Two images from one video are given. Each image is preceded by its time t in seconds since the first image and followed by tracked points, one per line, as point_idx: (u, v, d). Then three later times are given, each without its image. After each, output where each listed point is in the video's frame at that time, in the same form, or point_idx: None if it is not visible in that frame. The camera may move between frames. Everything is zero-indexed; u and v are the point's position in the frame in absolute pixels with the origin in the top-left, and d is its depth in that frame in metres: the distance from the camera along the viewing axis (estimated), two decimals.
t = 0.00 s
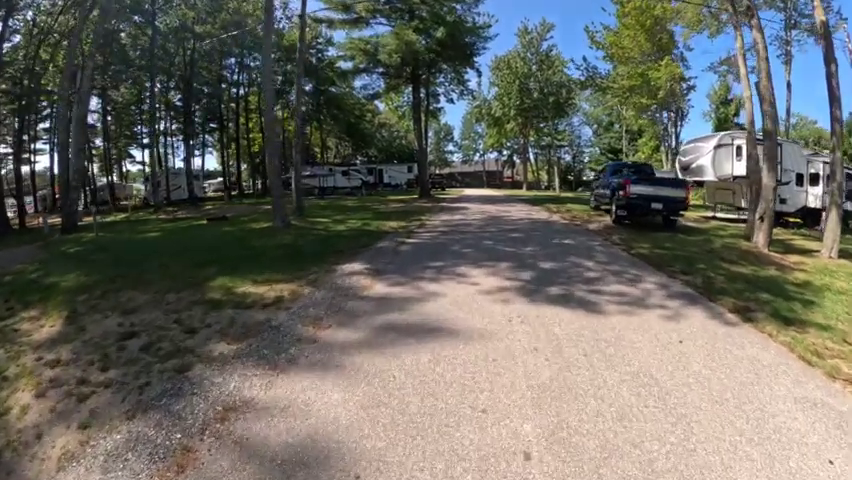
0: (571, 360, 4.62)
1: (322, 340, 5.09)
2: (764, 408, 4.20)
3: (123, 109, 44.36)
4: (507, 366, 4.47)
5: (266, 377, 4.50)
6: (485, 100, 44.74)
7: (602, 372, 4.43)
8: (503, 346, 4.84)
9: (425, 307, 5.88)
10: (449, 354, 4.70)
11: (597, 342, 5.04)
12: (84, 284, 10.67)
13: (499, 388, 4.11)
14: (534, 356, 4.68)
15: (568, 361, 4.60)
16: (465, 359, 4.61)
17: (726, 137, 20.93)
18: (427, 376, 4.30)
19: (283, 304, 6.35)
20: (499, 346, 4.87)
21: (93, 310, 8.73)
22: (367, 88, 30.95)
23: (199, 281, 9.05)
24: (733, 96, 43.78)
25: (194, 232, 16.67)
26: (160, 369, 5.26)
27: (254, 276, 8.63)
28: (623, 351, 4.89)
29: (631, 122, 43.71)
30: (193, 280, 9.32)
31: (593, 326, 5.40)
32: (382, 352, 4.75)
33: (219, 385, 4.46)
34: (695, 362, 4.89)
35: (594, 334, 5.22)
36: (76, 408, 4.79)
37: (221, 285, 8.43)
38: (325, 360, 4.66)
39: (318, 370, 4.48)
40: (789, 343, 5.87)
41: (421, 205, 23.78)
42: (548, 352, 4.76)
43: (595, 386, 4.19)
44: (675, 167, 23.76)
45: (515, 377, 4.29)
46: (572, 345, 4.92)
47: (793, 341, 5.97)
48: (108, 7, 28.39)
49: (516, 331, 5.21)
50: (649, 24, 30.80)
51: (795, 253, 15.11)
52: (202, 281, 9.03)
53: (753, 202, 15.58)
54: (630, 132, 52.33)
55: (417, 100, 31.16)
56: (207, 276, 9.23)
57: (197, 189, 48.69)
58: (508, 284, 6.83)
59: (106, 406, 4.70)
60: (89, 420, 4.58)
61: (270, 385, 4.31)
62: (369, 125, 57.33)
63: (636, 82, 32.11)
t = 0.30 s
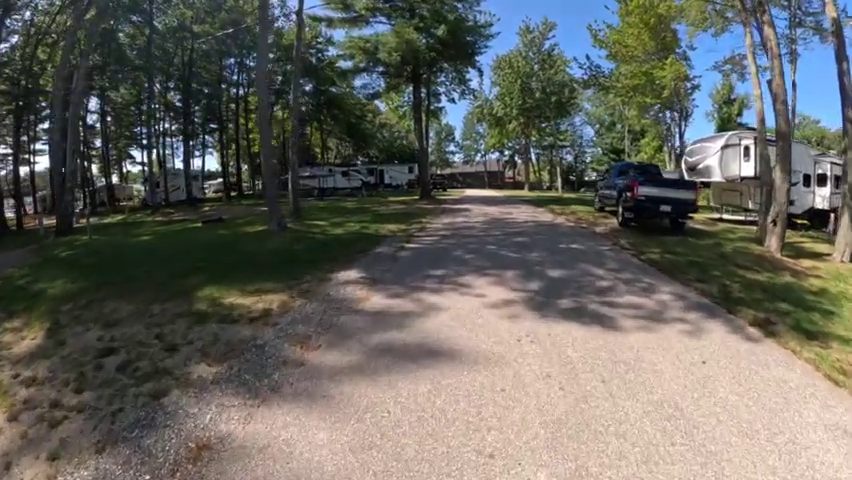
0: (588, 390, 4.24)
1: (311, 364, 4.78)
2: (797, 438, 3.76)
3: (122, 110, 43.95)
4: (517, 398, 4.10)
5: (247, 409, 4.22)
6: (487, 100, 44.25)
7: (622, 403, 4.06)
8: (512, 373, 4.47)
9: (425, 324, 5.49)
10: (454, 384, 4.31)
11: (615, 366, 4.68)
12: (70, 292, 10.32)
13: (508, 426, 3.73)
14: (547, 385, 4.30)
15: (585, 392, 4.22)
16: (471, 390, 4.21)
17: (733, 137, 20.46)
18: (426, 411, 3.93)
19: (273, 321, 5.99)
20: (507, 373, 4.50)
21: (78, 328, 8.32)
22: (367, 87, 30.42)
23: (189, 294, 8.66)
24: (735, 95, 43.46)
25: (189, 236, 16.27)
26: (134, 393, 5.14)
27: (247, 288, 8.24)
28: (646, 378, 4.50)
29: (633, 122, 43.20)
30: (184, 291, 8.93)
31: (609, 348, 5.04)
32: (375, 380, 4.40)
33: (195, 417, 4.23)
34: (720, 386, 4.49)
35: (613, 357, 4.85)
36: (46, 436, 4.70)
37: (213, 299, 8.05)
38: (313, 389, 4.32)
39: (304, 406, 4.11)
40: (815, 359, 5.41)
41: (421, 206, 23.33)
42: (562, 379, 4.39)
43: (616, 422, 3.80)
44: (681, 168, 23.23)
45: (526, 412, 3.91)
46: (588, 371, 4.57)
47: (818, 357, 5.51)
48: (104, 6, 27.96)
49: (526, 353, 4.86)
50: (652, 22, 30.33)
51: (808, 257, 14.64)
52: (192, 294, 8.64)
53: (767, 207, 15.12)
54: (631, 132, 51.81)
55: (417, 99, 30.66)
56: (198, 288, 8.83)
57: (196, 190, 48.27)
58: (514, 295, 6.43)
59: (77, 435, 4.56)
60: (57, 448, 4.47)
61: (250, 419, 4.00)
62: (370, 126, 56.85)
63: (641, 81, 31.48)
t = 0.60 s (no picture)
0: (599, 420, 3.78)
1: (285, 384, 4.44)
2: (829, 472, 3.31)
3: (120, 111, 43.57)
4: (517, 431, 3.66)
5: (210, 436, 3.93)
6: (488, 99, 43.74)
7: (638, 435, 3.61)
8: (512, 400, 4.01)
9: (416, 339, 5.05)
10: (447, 414, 3.86)
11: (628, 390, 4.24)
12: (51, 296, 9.89)
13: (505, 469, 3.27)
14: (553, 415, 3.85)
15: (595, 423, 3.76)
16: (465, 423, 3.75)
17: (740, 136, 20.04)
18: (409, 449, 3.49)
19: (254, 335, 5.58)
20: (507, 399, 4.05)
21: (54, 338, 7.87)
22: (366, 85, 29.93)
23: (173, 302, 8.20)
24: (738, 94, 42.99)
25: (180, 238, 15.81)
26: (99, 412, 4.78)
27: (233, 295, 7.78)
28: (665, 405, 4.04)
29: (635, 122, 42.71)
30: (168, 298, 8.47)
31: (621, 368, 4.59)
32: (354, 406, 3.99)
33: (154, 444, 3.94)
34: (744, 412, 4.02)
35: (626, 380, 4.40)
36: (7, 456, 4.46)
37: (197, 308, 7.61)
38: (283, 416, 3.96)
39: (272, 440, 3.68)
40: (843, 375, 4.93)
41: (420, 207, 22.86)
42: (569, 408, 3.94)
43: (631, 460, 3.35)
44: (686, 168, 22.75)
45: (527, 450, 3.45)
46: (598, 396, 4.13)
47: (847, 372, 5.03)
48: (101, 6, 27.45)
49: (528, 374, 4.41)
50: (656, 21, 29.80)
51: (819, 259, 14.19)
52: (176, 302, 8.18)
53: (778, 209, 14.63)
54: (632, 132, 51.32)
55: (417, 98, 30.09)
56: (181, 296, 8.37)
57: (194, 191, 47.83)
58: (516, 305, 5.97)
59: (36, 456, 4.29)
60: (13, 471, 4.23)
61: (212, 450, 3.69)
62: (369, 126, 56.37)
63: (643, 79, 30.86)
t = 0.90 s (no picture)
0: (608, 470, 3.33)
1: (253, 418, 4.03)
2: None
3: (116, 112, 43.08)
4: None
5: None
6: (488, 99, 43.20)
7: None
8: (509, 445, 3.55)
9: (405, 366, 4.60)
10: (433, 462, 3.40)
11: (641, 429, 3.78)
12: (31, 305, 9.50)
13: None
14: (555, 464, 3.39)
15: (603, 473, 3.31)
16: (454, 474, 3.29)
17: (746, 136, 19.56)
18: None
19: (230, 358, 5.14)
20: (503, 442, 3.60)
21: (28, 354, 7.40)
22: (364, 85, 29.39)
23: (153, 314, 7.74)
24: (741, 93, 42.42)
25: (170, 241, 15.33)
26: (63, 440, 5.05)
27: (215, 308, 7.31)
28: (682, 450, 3.58)
29: (636, 122, 42.18)
30: (148, 309, 8.01)
31: (633, 402, 4.13)
32: (328, 451, 3.54)
33: None
34: (769, 456, 3.58)
35: (637, 416, 3.94)
36: None
37: (177, 322, 7.14)
38: (251, 461, 3.51)
39: None
40: None
41: (419, 208, 22.34)
42: (575, 454, 3.48)
43: None
44: (691, 168, 22.25)
45: None
46: (607, 436, 3.67)
47: None
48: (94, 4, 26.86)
49: (528, 410, 3.96)
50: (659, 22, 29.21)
51: (829, 263, 13.73)
52: (157, 313, 7.71)
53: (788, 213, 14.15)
54: (633, 130, 50.79)
55: (416, 98, 29.54)
56: (163, 307, 7.91)
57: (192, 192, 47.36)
58: (517, 322, 5.50)
59: None
60: None
61: None
62: (368, 126, 55.88)
63: (646, 78, 30.27)
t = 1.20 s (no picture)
0: None
1: (219, 446, 3.70)
2: None
3: (115, 112, 42.58)
4: None
5: None
6: (489, 98, 42.75)
7: None
8: None
9: (397, 388, 4.16)
10: None
11: (661, 467, 3.34)
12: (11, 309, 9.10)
13: None
14: None
15: None
16: None
17: (752, 135, 19.09)
18: None
19: (207, 376, 4.70)
20: None
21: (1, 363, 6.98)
22: (362, 83, 28.83)
23: (133, 320, 7.28)
24: (744, 93, 41.93)
25: (160, 243, 14.83)
26: (27, 463, 4.62)
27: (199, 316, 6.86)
28: None
29: (639, 122, 41.72)
30: (129, 315, 7.55)
31: (653, 433, 3.68)
32: None
33: None
34: None
35: (658, 451, 3.49)
36: None
37: (158, 330, 6.71)
38: None
39: None
40: None
41: (418, 208, 21.84)
42: None
43: None
44: (696, 167, 21.76)
45: None
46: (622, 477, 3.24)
47: None
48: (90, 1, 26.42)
49: (532, 445, 3.51)
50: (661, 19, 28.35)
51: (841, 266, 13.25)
52: (137, 320, 7.26)
53: (800, 213, 13.66)
54: (635, 130, 50.25)
55: (416, 97, 29.07)
56: (145, 313, 7.46)
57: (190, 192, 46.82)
58: (520, 336, 5.06)
59: None
60: None
61: None
62: (368, 125, 55.39)
63: (650, 76, 29.56)
